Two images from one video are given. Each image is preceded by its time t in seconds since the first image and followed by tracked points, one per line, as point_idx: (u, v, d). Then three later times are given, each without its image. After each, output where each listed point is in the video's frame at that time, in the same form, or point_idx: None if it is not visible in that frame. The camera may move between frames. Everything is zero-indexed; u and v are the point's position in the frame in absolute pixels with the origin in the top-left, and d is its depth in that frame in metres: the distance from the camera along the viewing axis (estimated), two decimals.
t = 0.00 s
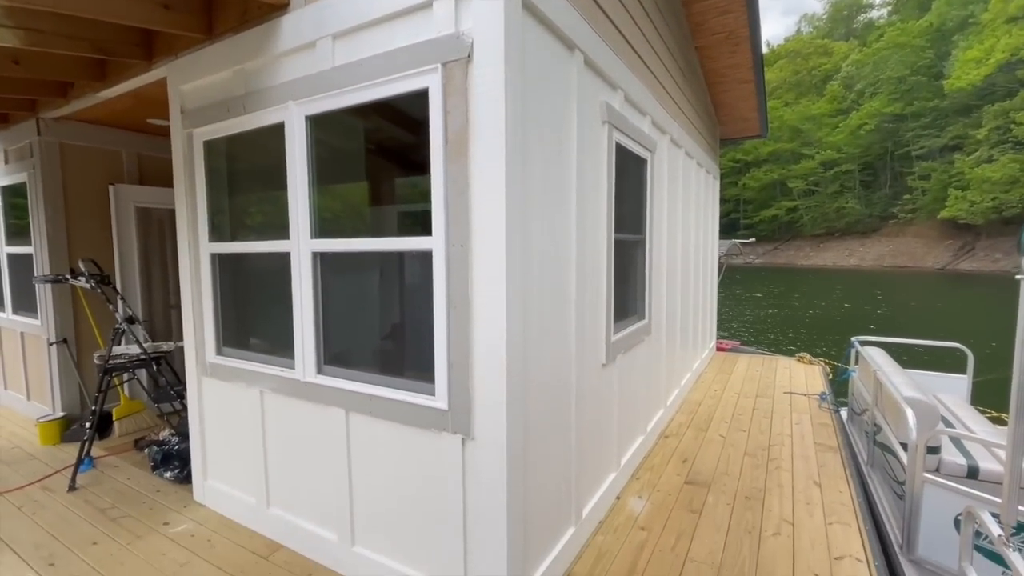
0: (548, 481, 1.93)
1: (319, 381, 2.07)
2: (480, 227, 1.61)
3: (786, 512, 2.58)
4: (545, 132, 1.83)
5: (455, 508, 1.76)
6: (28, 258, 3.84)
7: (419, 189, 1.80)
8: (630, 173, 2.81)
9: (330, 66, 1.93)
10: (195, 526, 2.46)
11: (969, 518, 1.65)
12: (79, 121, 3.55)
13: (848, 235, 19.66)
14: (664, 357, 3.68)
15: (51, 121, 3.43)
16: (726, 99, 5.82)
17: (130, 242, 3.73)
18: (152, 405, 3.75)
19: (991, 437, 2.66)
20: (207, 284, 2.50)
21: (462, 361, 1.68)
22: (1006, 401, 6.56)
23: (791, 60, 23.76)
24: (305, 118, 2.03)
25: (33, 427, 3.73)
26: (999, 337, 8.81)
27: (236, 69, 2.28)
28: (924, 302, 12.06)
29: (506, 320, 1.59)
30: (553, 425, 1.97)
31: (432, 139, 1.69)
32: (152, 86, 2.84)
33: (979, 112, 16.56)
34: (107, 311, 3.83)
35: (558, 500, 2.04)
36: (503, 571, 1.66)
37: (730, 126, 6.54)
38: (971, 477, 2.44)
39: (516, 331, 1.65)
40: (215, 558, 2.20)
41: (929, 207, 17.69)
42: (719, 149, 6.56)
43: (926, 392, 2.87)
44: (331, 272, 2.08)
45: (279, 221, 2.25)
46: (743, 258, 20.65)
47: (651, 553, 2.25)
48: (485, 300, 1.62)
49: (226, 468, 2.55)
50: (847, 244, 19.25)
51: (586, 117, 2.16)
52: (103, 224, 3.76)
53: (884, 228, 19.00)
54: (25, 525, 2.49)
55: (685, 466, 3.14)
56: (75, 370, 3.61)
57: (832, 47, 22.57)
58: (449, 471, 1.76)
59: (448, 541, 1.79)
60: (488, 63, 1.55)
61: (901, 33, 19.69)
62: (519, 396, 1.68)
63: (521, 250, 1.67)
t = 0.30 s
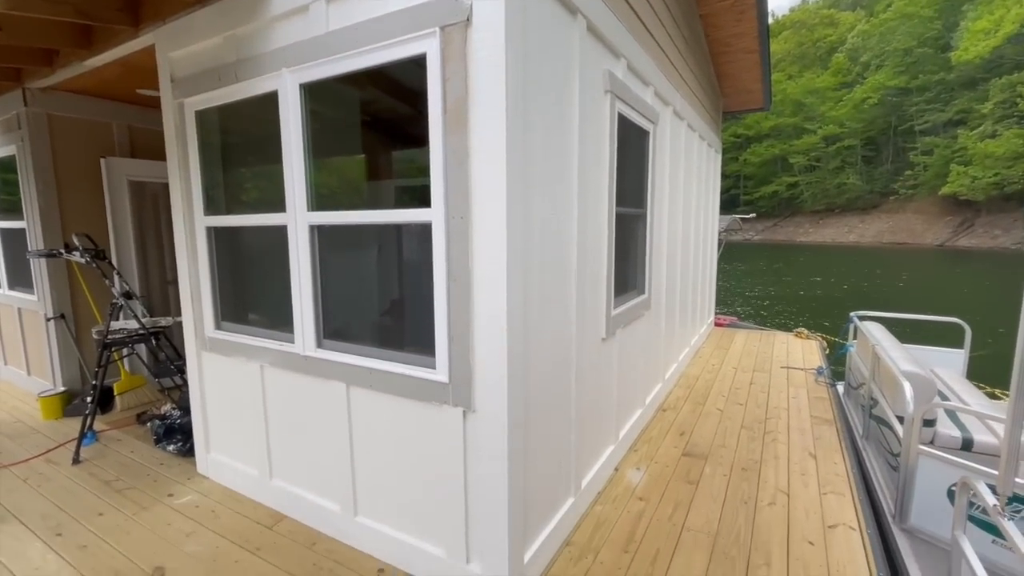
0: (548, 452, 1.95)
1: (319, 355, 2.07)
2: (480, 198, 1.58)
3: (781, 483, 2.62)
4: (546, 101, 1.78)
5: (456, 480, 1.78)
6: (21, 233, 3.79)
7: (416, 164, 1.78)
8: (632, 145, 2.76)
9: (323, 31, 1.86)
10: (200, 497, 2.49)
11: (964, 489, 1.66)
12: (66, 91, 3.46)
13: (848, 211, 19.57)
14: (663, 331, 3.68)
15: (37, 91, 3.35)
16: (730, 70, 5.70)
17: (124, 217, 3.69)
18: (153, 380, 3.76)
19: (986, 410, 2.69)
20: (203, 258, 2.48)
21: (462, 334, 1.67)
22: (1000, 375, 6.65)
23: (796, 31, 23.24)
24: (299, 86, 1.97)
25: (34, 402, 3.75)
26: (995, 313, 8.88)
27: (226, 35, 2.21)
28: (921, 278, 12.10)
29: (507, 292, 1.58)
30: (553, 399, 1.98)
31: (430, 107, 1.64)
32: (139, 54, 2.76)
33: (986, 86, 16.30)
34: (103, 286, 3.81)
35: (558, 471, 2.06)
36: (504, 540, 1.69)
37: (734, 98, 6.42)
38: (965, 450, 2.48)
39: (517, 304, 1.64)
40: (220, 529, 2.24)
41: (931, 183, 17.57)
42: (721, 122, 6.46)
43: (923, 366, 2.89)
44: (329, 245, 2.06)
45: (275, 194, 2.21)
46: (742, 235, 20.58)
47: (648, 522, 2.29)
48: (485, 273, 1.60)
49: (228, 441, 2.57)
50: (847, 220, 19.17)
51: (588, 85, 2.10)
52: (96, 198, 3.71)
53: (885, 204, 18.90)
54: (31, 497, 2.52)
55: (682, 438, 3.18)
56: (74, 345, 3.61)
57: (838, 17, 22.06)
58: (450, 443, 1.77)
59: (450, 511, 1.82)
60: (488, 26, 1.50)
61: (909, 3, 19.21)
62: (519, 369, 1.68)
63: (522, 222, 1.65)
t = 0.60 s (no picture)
0: (552, 422, 1.96)
1: (321, 327, 2.05)
2: (483, 164, 1.54)
3: (781, 451, 2.66)
4: (551, 63, 1.72)
5: (461, 449, 1.79)
6: (11, 206, 3.71)
7: (412, 136, 1.74)
8: (637, 113, 2.69)
9: None
10: (205, 468, 2.51)
11: (965, 456, 1.66)
12: (50, 58, 3.35)
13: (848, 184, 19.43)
14: (664, 303, 3.68)
15: (19, 58, 3.24)
16: (735, 37, 5.56)
17: (117, 189, 3.62)
18: (153, 354, 3.75)
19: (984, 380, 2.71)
20: (199, 229, 2.42)
21: (466, 304, 1.65)
22: (995, 345, 6.73)
23: None
24: (294, 49, 1.89)
25: (34, 377, 3.74)
26: (991, 285, 8.93)
27: None
28: (920, 251, 12.11)
29: (512, 261, 1.55)
30: (557, 369, 1.97)
31: (431, 69, 1.58)
32: (124, 16, 2.65)
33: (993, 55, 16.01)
34: (98, 259, 3.75)
35: (562, 441, 2.08)
36: (509, 507, 1.71)
37: (738, 66, 6.28)
38: (963, 419, 2.51)
39: (522, 272, 1.61)
40: (226, 499, 2.26)
41: (932, 155, 17.42)
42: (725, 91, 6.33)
43: (924, 337, 2.89)
44: (327, 215, 2.01)
45: (270, 163, 2.15)
46: (741, 208, 20.46)
47: (650, 490, 2.32)
48: (489, 242, 1.57)
49: (231, 413, 2.57)
50: (847, 193, 19.05)
51: (594, 48, 2.03)
52: (87, 169, 3.62)
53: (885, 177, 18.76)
54: (37, 469, 2.54)
55: (683, 408, 3.20)
56: (72, 319, 3.58)
57: None
58: (456, 413, 1.77)
59: (455, 480, 1.83)
60: None
61: None
62: (525, 339, 1.67)
63: (527, 190, 1.61)
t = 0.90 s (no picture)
0: (557, 393, 1.95)
1: (321, 300, 2.01)
2: (488, 128, 1.47)
3: (783, 420, 2.67)
4: (556, 20, 1.64)
5: (468, 422, 1.77)
6: None
7: (405, 108, 1.71)
8: (642, 77, 2.60)
9: None
10: (208, 443, 2.50)
11: (974, 424, 1.66)
12: (27, 22, 3.19)
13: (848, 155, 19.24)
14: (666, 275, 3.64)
15: None
16: None
17: (104, 161, 3.54)
18: (150, 330, 3.71)
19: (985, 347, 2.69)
20: (192, 201, 2.35)
21: (471, 275, 1.61)
22: (989, 315, 6.81)
23: None
24: (285, 7, 1.79)
25: (30, 354, 3.70)
26: (987, 256, 8.95)
27: None
28: (918, 222, 12.09)
29: (518, 230, 1.50)
30: (562, 341, 1.94)
31: (431, 26, 1.49)
32: None
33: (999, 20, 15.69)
34: (89, 233, 3.67)
35: (566, 412, 2.07)
36: (516, 478, 1.70)
37: (742, 31, 6.12)
38: (964, 387, 2.46)
39: (528, 242, 1.57)
40: (230, 472, 2.26)
41: (933, 124, 17.23)
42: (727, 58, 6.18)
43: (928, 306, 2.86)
44: (325, 185, 1.94)
45: (264, 130, 2.07)
46: (739, 180, 20.27)
47: (654, 459, 2.33)
48: (494, 210, 1.51)
49: (232, 387, 2.55)
50: (846, 164, 18.88)
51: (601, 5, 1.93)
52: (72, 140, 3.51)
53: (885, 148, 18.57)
54: (38, 445, 2.52)
55: (684, 379, 3.21)
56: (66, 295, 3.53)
57: None
58: (461, 385, 1.75)
59: (461, 452, 1.83)
60: None
61: None
62: (531, 310, 1.64)
63: (533, 155, 1.55)
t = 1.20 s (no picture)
0: (567, 368, 1.92)
1: (324, 275, 1.96)
2: (497, 93, 1.40)
3: (790, 392, 2.67)
4: None
5: (476, 397, 1.75)
6: None
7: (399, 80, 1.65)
8: (652, 42, 2.50)
9: None
10: (212, 421, 2.48)
11: (990, 396, 1.62)
12: None
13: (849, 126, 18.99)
14: (671, 248, 3.60)
15: None
16: None
17: (92, 134, 3.42)
18: (148, 308, 3.66)
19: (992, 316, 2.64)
20: (186, 174, 2.26)
21: (480, 248, 1.56)
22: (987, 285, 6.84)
23: None
24: None
25: (27, 333, 3.66)
26: (986, 227, 8.95)
27: None
28: (919, 194, 12.02)
29: (529, 200, 1.44)
30: (571, 314, 1.91)
31: None
32: None
33: None
34: (80, 209, 3.57)
35: (575, 386, 2.05)
36: (527, 453, 1.69)
37: None
38: (972, 357, 2.41)
39: (538, 213, 1.51)
40: (236, 450, 2.24)
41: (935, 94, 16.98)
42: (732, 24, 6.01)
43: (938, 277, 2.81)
44: (324, 155, 1.86)
45: (258, 98, 1.97)
46: (739, 152, 20.03)
47: (661, 432, 2.33)
48: (504, 179, 1.45)
49: (234, 365, 2.52)
50: (846, 135, 18.65)
51: None
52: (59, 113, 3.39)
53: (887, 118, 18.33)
54: (41, 424, 2.50)
55: (689, 352, 3.20)
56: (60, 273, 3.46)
57: None
58: (470, 361, 1.72)
59: (470, 427, 1.81)
60: None
61: None
62: (541, 284, 1.59)
63: (544, 121, 1.48)
